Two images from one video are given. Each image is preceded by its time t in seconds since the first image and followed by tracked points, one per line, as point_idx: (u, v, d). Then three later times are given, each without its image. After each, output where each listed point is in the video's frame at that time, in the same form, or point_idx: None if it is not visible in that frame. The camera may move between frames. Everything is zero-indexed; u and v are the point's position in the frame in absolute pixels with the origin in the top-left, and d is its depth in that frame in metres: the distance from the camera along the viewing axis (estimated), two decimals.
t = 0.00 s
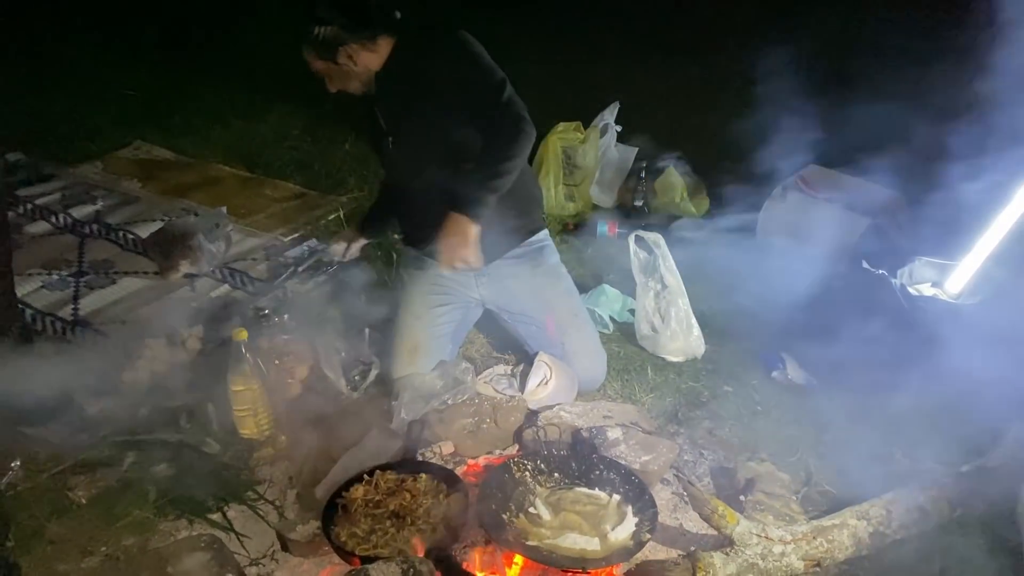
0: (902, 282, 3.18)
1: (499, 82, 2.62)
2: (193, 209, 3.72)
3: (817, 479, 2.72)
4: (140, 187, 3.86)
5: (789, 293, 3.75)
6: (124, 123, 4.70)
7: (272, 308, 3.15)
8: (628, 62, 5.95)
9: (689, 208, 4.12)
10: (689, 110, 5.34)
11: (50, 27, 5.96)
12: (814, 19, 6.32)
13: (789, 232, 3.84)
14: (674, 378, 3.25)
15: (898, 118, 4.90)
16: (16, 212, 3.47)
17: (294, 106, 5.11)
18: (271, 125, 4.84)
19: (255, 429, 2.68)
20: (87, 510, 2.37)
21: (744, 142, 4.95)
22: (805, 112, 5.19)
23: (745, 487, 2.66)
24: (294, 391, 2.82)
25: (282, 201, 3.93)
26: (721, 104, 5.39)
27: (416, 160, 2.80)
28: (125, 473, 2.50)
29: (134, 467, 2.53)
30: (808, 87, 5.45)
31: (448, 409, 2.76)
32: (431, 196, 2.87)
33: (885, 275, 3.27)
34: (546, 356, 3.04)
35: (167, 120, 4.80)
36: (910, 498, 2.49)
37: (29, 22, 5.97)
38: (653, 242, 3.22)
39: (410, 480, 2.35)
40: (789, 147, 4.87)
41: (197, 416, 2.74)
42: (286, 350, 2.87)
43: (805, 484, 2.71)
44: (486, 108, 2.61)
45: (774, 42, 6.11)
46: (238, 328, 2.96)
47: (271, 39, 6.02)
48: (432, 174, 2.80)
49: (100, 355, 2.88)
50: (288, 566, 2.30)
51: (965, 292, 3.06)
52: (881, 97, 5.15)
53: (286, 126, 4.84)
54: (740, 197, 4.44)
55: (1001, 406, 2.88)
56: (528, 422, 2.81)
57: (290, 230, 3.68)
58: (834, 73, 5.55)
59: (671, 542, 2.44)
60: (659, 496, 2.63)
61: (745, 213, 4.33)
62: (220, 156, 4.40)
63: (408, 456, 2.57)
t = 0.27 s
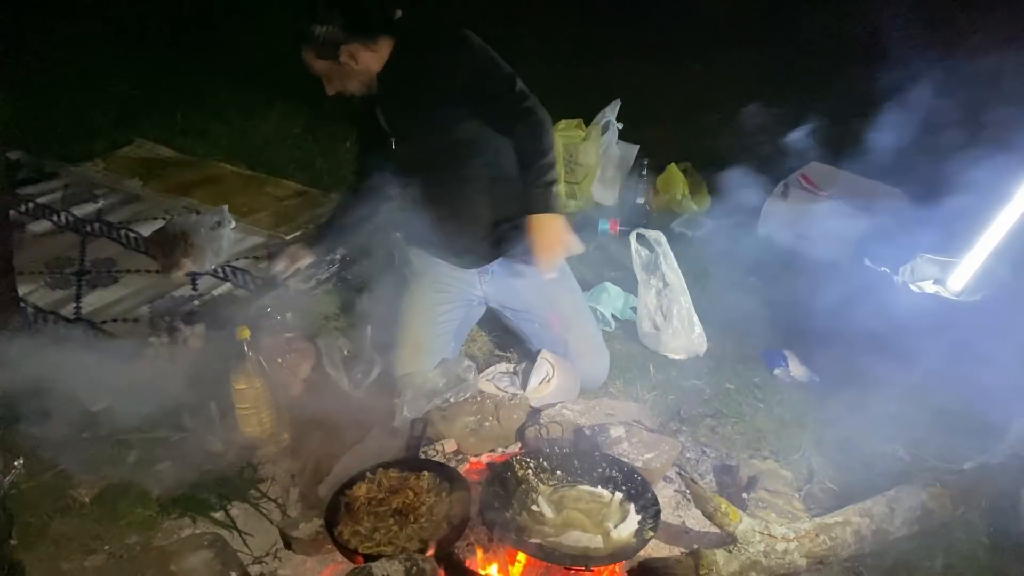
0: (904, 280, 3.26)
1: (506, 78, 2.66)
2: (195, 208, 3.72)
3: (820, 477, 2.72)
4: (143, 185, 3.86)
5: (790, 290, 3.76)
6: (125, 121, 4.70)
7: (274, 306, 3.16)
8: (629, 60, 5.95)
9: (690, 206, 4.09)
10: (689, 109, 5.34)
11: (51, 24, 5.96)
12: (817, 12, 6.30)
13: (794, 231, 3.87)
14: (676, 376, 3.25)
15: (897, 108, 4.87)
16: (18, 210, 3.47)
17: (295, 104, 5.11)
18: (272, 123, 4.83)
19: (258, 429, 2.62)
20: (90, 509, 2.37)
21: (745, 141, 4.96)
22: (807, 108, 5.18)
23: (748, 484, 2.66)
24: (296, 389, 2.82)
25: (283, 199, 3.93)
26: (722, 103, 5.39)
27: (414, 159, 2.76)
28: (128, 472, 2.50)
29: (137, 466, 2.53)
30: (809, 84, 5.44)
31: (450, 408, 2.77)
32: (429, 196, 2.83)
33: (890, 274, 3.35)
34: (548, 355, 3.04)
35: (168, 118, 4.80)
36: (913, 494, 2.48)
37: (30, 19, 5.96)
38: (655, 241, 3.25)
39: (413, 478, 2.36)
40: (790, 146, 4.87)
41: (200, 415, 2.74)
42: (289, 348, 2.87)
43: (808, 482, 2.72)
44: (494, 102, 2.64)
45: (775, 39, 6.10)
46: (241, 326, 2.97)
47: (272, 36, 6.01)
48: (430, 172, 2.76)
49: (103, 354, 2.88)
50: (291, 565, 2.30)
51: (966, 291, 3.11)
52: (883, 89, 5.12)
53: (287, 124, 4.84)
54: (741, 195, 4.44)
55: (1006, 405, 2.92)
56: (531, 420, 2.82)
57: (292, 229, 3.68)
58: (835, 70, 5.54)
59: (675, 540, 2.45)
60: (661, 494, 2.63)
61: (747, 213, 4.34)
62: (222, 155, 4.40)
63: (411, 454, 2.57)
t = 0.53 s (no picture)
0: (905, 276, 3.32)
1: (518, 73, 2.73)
2: (196, 205, 3.72)
3: (821, 473, 2.72)
4: (142, 183, 3.86)
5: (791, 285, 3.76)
6: (126, 119, 4.70)
7: (274, 305, 3.16)
8: (630, 57, 5.94)
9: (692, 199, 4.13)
10: (690, 108, 5.34)
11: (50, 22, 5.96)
12: None
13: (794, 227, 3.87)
14: (677, 372, 3.25)
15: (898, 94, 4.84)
16: (19, 208, 3.47)
17: (295, 101, 5.11)
18: (273, 120, 4.83)
19: (259, 426, 2.66)
20: (91, 506, 2.37)
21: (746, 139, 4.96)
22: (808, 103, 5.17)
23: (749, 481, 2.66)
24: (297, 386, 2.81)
25: (284, 197, 3.93)
26: (723, 101, 5.40)
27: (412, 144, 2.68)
28: (129, 469, 2.50)
29: (138, 464, 2.54)
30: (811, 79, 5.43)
31: (450, 405, 2.77)
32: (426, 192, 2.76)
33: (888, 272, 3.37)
34: (549, 351, 3.08)
35: (169, 116, 4.80)
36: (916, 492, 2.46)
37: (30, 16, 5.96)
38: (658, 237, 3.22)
39: (415, 476, 2.37)
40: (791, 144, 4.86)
41: (201, 412, 2.74)
42: (289, 345, 2.86)
43: (810, 478, 2.71)
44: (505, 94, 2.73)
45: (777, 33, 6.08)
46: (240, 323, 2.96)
47: (273, 33, 6.00)
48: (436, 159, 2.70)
49: (103, 352, 2.88)
50: (292, 562, 2.29)
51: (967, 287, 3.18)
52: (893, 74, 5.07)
53: (287, 121, 4.83)
54: (742, 193, 4.44)
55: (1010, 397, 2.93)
56: (532, 417, 2.84)
57: (292, 226, 3.68)
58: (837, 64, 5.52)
59: (676, 536, 2.46)
60: (662, 492, 2.63)
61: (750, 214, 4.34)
62: (222, 153, 4.39)
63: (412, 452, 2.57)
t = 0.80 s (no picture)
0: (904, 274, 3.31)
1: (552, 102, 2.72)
2: (195, 203, 3.71)
3: (820, 471, 2.71)
4: (142, 182, 3.85)
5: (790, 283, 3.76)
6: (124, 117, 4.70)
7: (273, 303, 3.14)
8: (630, 54, 5.92)
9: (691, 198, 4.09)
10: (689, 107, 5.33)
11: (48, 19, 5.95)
12: None
13: (794, 225, 3.80)
14: (676, 371, 3.24)
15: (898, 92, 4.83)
16: (17, 206, 3.46)
17: (295, 100, 5.10)
18: (272, 118, 4.83)
19: (258, 423, 2.63)
20: (89, 505, 2.37)
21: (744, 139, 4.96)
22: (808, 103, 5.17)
23: (748, 479, 2.65)
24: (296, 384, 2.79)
25: (283, 195, 3.93)
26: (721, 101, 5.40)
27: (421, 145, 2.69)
28: (128, 468, 2.50)
29: (136, 463, 2.54)
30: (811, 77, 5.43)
31: (449, 403, 2.76)
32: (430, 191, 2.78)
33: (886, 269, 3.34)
34: (546, 347, 3.01)
35: (167, 114, 4.80)
36: (914, 490, 2.47)
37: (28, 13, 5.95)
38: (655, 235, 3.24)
39: (413, 473, 2.36)
40: (791, 143, 4.86)
41: (199, 411, 2.74)
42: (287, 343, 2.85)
43: (809, 476, 2.71)
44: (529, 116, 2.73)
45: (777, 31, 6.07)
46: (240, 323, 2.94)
47: (272, 31, 6.00)
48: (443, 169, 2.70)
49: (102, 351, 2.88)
50: (290, 561, 2.29)
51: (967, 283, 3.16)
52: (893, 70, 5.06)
53: (287, 120, 4.83)
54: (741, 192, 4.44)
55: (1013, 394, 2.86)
56: (530, 416, 2.82)
57: (291, 225, 3.67)
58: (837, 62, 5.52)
59: (673, 534, 2.45)
60: (660, 489, 2.63)
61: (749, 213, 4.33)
62: (221, 151, 4.39)
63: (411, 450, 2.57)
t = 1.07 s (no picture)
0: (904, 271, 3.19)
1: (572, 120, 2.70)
2: (193, 201, 3.71)
3: (818, 470, 2.71)
4: (140, 179, 3.85)
5: (790, 283, 3.77)
6: (123, 115, 4.70)
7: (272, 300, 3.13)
8: (630, 51, 5.92)
9: (689, 195, 4.14)
10: (688, 105, 5.33)
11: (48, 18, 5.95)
12: None
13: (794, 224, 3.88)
14: (675, 369, 3.24)
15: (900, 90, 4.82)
16: (16, 205, 3.46)
17: (294, 98, 5.09)
18: (270, 116, 4.82)
19: (254, 422, 2.63)
20: (87, 504, 2.38)
21: (743, 137, 4.95)
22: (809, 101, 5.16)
23: (746, 477, 2.65)
24: (293, 382, 2.79)
25: (282, 192, 3.93)
26: (720, 99, 5.40)
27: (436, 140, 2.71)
28: (125, 466, 2.50)
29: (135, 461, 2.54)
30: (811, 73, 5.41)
31: (449, 401, 2.76)
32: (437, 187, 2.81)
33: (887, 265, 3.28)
34: (546, 347, 3.06)
35: (166, 112, 4.79)
36: (912, 488, 2.49)
37: (27, 11, 5.95)
38: (654, 233, 3.22)
39: (410, 472, 2.36)
40: (791, 142, 4.85)
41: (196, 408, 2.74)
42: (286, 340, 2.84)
43: (807, 475, 2.71)
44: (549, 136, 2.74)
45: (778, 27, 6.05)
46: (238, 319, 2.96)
47: (271, 29, 5.99)
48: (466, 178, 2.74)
49: (100, 349, 2.88)
50: (287, 560, 2.31)
51: (966, 283, 3.05)
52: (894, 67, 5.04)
53: (286, 117, 4.82)
54: (740, 191, 4.44)
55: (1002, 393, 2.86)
56: (529, 413, 2.82)
57: (289, 222, 3.66)
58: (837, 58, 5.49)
59: (671, 533, 2.43)
60: (659, 488, 2.62)
61: (749, 210, 4.32)
62: (220, 149, 4.39)
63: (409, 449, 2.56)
